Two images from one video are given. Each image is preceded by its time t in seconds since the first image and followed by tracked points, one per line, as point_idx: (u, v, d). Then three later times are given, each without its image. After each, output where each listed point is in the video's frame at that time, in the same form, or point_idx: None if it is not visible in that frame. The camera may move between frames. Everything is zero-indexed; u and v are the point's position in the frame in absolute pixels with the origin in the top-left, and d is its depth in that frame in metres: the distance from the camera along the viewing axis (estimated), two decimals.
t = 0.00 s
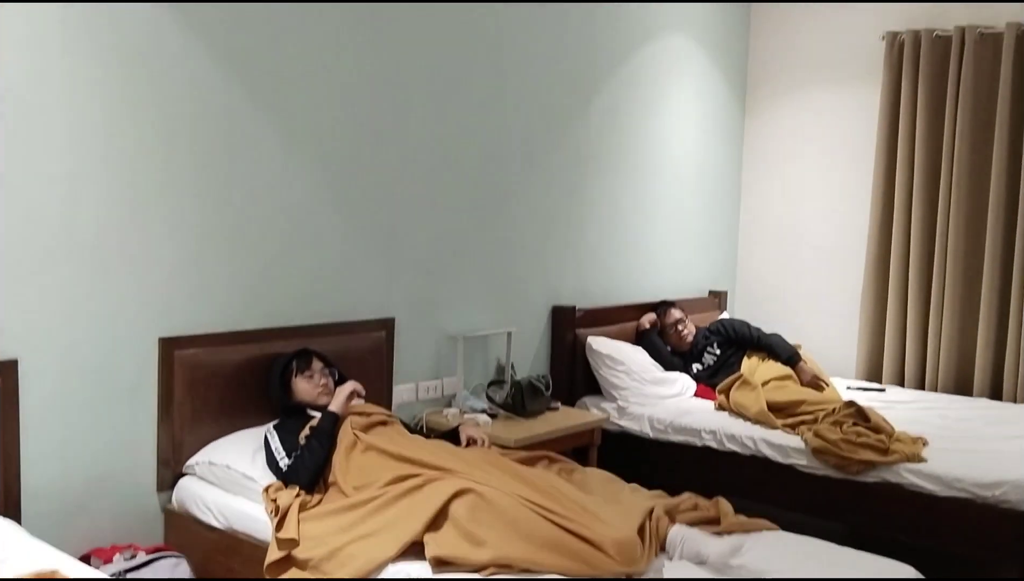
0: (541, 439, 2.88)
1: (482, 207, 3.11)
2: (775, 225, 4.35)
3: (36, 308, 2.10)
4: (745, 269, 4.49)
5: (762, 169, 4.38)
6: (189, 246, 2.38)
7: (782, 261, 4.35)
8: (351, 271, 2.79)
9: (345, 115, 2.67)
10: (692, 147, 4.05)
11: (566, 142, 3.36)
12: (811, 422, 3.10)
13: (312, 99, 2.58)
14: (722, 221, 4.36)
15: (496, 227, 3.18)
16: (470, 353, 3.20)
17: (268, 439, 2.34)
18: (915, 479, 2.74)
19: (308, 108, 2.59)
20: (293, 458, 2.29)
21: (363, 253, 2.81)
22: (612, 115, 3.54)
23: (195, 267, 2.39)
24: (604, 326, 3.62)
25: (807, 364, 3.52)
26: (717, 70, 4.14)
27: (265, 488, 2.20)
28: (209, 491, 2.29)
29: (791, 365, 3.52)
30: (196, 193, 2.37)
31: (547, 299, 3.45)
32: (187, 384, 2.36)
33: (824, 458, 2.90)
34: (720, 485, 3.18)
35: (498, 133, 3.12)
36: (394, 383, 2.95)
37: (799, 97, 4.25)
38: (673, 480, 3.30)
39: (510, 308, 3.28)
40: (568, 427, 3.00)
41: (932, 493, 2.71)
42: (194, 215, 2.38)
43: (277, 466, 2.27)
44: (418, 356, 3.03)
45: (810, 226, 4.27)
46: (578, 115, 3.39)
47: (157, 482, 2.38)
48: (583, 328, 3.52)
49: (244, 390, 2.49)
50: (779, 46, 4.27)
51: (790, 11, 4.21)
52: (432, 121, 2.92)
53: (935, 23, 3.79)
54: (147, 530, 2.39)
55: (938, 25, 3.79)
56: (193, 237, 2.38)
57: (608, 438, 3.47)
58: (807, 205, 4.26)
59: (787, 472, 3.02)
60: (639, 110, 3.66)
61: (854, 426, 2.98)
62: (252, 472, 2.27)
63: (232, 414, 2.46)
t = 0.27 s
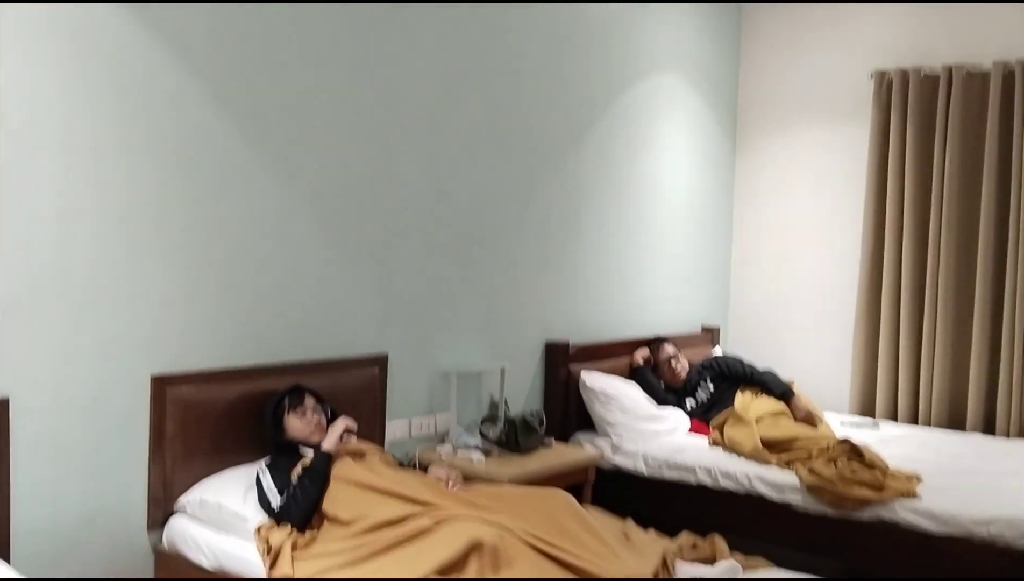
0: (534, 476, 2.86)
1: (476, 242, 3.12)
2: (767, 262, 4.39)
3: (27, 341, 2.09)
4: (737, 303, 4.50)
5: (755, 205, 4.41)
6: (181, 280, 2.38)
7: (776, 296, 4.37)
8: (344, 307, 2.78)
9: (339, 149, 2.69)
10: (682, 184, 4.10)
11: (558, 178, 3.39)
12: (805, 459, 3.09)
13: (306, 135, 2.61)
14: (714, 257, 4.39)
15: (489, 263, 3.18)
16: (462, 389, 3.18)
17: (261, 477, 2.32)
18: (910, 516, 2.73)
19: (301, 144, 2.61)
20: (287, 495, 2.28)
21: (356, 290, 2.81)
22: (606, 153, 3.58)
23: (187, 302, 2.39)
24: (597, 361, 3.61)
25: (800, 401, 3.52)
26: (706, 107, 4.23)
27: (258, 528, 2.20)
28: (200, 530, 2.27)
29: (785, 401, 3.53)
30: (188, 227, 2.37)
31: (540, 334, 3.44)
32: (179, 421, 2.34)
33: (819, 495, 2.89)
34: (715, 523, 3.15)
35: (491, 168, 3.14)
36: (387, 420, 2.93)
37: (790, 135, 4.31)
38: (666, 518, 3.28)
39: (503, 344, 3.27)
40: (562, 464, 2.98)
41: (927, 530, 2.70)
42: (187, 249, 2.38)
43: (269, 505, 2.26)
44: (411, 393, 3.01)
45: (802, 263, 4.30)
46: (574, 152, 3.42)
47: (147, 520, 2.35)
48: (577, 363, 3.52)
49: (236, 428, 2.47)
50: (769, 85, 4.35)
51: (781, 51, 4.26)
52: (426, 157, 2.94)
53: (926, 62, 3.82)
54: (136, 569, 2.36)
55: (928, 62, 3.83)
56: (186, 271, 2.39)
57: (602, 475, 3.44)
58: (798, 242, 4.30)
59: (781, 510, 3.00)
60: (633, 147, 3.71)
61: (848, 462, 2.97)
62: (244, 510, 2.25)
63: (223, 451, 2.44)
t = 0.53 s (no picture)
0: (528, 513, 2.83)
1: (470, 278, 3.13)
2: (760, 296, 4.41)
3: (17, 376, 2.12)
4: (732, 337, 4.51)
5: (745, 237, 4.45)
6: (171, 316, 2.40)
7: (769, 329, 4.39)
8: (337, 342, 2.78)
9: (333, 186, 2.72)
10: (675, 219, 4.14)
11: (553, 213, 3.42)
12: (800, 495, 3.08)
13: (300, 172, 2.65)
14: (707, 292, 4.41)
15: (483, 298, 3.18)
16: (457, 425, 3.16)
17: (254, 514, 2.33)
18: (905, 552, 2.72)
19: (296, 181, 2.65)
20: (278, 532, 2.28)
21: (349, 325, 2.81)
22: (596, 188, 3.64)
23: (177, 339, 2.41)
24: (591, 396, 3.60)
25: (795, 435, 3.50)
26: (698, 144, 4.29)
27: (251, 567, 2.20)
28: (191, 569, 2.25)
29: (780, 436, 3.51)
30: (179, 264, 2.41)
31: (535, 369, 3.44)
32: (170, 459, 2.36)
33: (815, 531, 2.87)
34: (710, 559, 3.12)
35: (485, 205, 3.16)
36: (381, 456, 2.91)
37: (781, 171, 4.37)
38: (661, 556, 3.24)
39: (497, 379, 3.26)
40: (556, 500, 2.96)
41: (924, 565, 2.68)
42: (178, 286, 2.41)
43: (262, 543, 2.26)
44: (405, 429, 2.99)
45: (794, 297, 4.32)
46: (568, 187, 3.48)
47: (137, 560, 2.33)
48: (571, 399, 3.51)
49: (229, 466, 2.47)
50: (759, 124, 4.43)
51: (770, 90, 4.38)
52: (420, 193, 2.96)
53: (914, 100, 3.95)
54: None
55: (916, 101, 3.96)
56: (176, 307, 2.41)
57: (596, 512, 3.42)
58: (791, 276, 4.32)
59: (777, 545, 2.98)
60: (621, 183, 3.77)
61: (843, 497, 2.95)
62: (236, 551, 2.24)
63: (216, 490, 2.44)
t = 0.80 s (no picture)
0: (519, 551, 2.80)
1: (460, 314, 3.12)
2: (751, 331, 4.41)
3: None
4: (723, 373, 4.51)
5: (736, 273, 4.47)
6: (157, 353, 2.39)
7: (761, 365, 4.39)
8: (326, 379, 2.77)
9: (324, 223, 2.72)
10: (664, 255, 4.15)
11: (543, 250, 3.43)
12: (793, 532, 3.06)
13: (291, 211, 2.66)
14: (698, 328, 4.41)
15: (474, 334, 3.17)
16: (447, 462, 3.14)
17: (241, 554, 2.34)
18: None
19: (286, 218, 2.65)
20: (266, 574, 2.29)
21: (337, 366, 2.80)
22: (586, 224, 3.65)
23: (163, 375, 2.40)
24: (583, 432, 3.59)
25: (787, 472, 3.49)
26: (687, 181, 4.32)
27: None
28: None
29: (772, 472, 3.50)
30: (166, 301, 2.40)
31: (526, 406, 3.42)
32: (158, 498, 2.36)
33: (808, 568, 2.85)
34: None
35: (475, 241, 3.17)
36: (370, 494, 2.88)
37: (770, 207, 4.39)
38: None
39: (488, 416, 3.24)
40: (548, 539, 2.93)
41: None
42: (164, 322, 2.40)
43: None
44: (396, 467, 2.97)
45: (785, 332, 4.32)
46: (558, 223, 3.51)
47: None
48: (562, 435, 3.50)
49: (217, 505, 2.46)
50: (748, 161, 4.46)
51: (758, 128, 4.42)
52: (411, 230, 2.97)
53: (901, 137, 4.00)
54: None
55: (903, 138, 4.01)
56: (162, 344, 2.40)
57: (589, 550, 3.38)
58: (782, 311, 4.33)
59: None
60: (611, 219, 3.79)
61: (836, 534, 2.94)
62: None
63: (204, 529, 2.43)
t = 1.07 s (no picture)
0: None
1: (443, 351, 3.10)
2: (736, 365, 4.42)
3: None
4: (709, 408, 4.50)
5: (720, 307, 4.48)
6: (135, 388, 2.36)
7: (746, 399, 4.39)
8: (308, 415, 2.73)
9: (309, 260, 2.71)
10: (650, 290, 4.15)
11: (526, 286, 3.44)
12: (781, 568, 3.04)
13: (275, 245, 2.64)
14: (683, 362, 4.41)
15: (456, 371, 3.15)
16: (432, 500, 3.09)
17: None
18: None
19: (269, 253, 2.63)
20: None
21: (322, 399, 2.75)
22: (570, 259, 3.66)
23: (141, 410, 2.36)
24: (570, 469, 3.54)
25: (774, 508, 3.46)
26: (672, 216, 4.33)
27: None
28: None
29: (758, 508, 3.43)
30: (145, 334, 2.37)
31: (511, 441, 3.39)
32: (137, 539, 2.32)
33: None
34: None
35: (458, 278, 3.17)
36: (354, 533, 2.83)
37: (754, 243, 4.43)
38: None
39: (472, 452, 3.20)
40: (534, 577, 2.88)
41: None
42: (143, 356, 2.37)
43: None
44: (379, 505, 2.92)
45: (770, 366, 4.33)
46: (542, 259, 3.52)
47: None
48: (548, 472, 3.45)
49: (197, 546, 2.41)
50: (731, 197, 4.49)
51: (740, 164, 4.45)
52: (394, 263, 2.95)
53: (882, 173, 4.03)
54: None
55: (885, 173, 4.03)
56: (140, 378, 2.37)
57: None
58: (768, 344, 4.34)
59: None
60: (596, 253, 3.80)
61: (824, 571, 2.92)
62: None
63: (183, 571, 2.37)
